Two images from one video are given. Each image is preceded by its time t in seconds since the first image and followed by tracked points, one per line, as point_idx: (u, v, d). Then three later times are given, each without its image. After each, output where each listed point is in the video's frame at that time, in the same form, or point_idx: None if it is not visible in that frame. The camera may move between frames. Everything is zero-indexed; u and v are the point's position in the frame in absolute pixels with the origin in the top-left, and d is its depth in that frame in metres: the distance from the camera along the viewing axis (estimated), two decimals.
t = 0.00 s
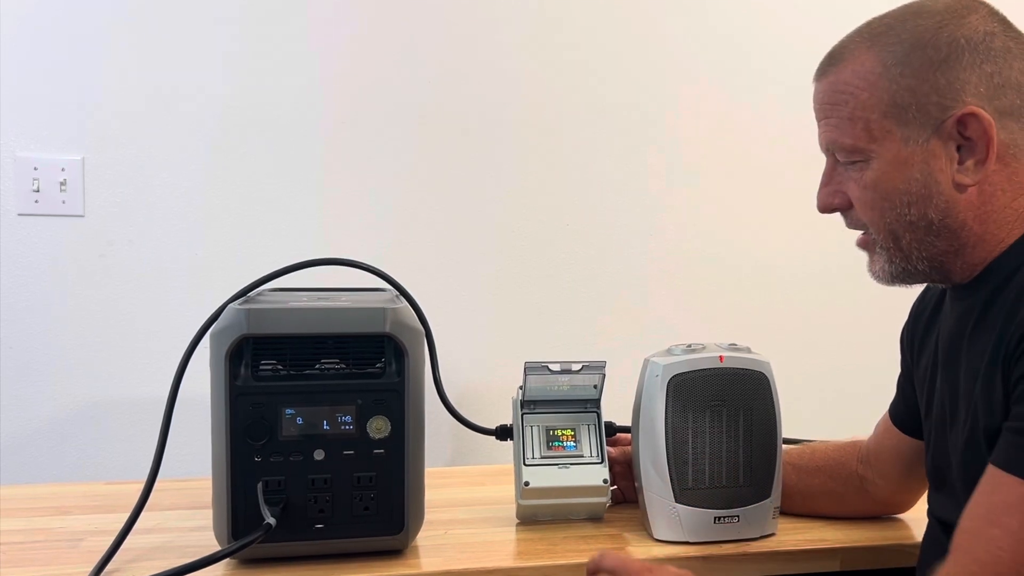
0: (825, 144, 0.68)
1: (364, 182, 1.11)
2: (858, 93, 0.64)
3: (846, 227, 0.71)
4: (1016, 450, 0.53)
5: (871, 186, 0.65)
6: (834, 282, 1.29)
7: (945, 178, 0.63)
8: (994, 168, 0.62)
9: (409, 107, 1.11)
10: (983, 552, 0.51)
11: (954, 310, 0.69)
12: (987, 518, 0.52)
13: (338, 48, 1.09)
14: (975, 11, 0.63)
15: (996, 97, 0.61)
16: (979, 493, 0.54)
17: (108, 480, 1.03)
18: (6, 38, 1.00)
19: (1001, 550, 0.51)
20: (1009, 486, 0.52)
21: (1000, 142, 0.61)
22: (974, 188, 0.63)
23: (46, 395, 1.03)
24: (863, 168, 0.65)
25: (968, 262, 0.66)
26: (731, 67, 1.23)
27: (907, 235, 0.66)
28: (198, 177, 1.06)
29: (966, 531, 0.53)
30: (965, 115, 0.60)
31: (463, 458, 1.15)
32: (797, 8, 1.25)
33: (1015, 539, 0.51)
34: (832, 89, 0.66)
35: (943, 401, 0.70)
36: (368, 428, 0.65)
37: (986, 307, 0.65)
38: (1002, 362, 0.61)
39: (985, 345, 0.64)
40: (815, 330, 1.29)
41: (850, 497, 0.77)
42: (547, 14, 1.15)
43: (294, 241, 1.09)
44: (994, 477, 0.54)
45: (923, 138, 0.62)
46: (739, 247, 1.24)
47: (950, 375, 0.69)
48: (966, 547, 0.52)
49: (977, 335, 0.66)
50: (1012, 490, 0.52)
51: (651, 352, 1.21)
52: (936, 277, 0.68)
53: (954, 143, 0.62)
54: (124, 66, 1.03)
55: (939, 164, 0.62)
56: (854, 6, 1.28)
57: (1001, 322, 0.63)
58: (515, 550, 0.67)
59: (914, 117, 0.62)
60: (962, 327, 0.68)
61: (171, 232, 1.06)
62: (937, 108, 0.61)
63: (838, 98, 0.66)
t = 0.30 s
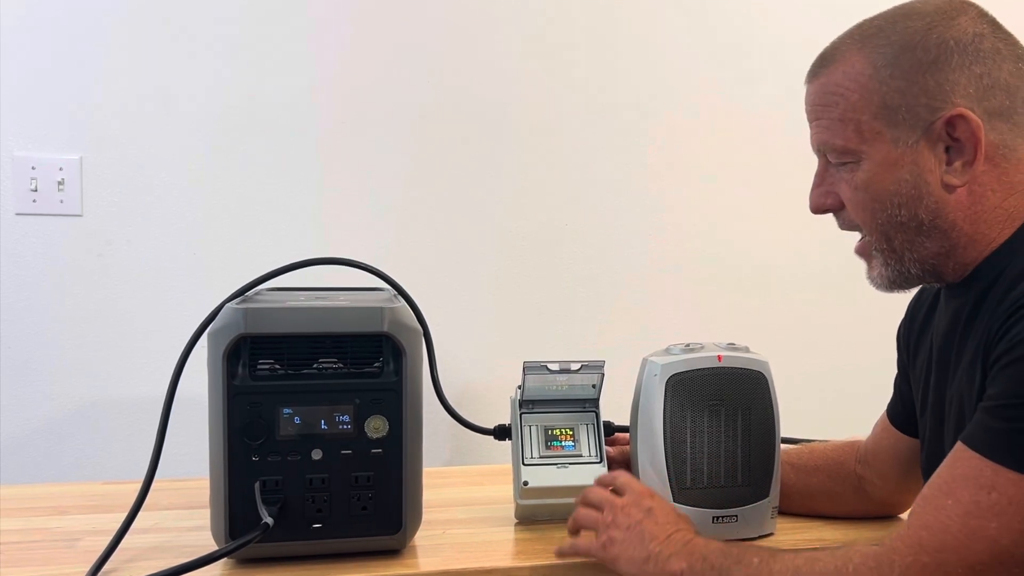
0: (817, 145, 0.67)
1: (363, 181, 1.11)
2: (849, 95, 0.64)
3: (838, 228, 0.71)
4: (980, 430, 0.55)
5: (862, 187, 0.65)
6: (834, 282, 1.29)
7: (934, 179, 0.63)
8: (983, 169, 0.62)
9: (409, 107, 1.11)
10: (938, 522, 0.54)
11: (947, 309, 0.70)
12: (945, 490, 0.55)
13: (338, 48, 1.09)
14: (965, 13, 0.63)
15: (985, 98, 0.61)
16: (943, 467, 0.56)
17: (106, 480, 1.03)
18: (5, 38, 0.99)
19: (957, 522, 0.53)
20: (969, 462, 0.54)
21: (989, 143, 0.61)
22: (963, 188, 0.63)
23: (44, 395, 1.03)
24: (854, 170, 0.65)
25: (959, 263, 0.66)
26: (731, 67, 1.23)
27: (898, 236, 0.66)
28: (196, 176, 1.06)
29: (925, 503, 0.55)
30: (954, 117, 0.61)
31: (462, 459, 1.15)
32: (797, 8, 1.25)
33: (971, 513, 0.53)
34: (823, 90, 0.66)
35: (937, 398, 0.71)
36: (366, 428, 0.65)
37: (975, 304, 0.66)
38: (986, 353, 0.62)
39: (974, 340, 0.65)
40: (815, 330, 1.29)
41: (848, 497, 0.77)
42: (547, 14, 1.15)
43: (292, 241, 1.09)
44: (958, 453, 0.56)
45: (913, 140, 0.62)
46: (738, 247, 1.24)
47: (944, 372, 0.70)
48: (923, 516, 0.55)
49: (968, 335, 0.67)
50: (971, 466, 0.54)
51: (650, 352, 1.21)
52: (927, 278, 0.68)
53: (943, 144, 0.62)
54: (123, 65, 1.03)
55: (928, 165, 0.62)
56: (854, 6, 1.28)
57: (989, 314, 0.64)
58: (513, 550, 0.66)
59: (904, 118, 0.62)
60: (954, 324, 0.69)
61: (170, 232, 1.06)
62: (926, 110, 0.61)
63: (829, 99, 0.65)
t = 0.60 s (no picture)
0: (811, 152, 0.67)
1: (363, 181, 1.10)
2: (842, 100, 0.64)
3: (833, 234, 0.70)
4: (979, 433, 0.55)
5: (860, 192, 0.64)
6: (834, 282, 1.29)
7: (933, 180, 0.62)
8: (980, 169, 0.62)
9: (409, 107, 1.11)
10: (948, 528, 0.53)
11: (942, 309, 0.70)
12: (950, 495, 0.54)
13: (337, 48, 1.09)
14: (955, 14, 0.64)
15: (979, 99, 0.62)
16: (945, 472, 0.56)
17: (106, 480, 1.03)
18: (4, 38, 0.99)
19: (962, 527, 0.53)
20: (970, 467, 0.54)
21: (986, 144, 0.61)
22: (961, 189, 0.63)
23: (42, 395, 1.03)
24: (851, 174, 0.65)
25: (956, 264, 0.66)
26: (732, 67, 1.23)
27: (896, 239, 0.65)
28: (196, 176, 1.06)
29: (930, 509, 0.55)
30: (951, 117, 0.60)
31: (461, 459, 1.15)
32: (798, 8, 1.25)
33: (976, 518, 0.53)
34: (816, 96, 0.66)
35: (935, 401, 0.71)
36: (366, 428, 0.65)
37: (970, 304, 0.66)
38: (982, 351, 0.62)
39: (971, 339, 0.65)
40: (815, 330, 1.29)
41: (847, 498, 0.77)
42: (547, 15, 1.15)
43: (292, 242, 1.09)
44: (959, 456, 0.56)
45: (910, 142, 0.62)
46: (738, 247, 1.24)
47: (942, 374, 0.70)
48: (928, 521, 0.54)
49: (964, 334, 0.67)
50: (974, 471, 0.54)
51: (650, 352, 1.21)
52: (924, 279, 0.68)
53: (940, 144, 0.62)
54: (121, 65, 1.03)
55: (926, 167, 0.62)
56: (854, 6, 1.28)
57: (986, 316, 0.64)
58: (513, 550, 0.66)
59: (900, 120, 0.61)
60: (950, 323, 0.69)
61: (169, 232, 1.06)
62: (922, 112, 0.61)
63: (823, 105, 0.65)
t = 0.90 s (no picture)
0: (832, 136, 0.65)
1: (362, 181, 1.10)
2: (874, 80, 0.62)
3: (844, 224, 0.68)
4: (1000, 438, 0.53)
5: (887, 177, 0.62)
6: (833, 282, 1.29)
7: (964, 167, 0.61)
8: (1007, 161, 0.61)
9: (409, 107, 1.11)
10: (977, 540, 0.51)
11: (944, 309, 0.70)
12: (979, 507, 0.52)
13: (337, 47, 1.09)
14: (977, 9, 0.63)
15: (1011, 87, 0.60)
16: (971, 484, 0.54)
17: (104, 479, 1.03)
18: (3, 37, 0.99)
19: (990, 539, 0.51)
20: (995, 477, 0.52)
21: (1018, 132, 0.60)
22: (987, 180, 0.62)
23: (41, 395, 1.03)
24: (878, 159, 0.62)
25: (969, 259, 0.65)
26: (731, 67, 1.23)
27: (920, 228, 0.63)
28: (195, 176, 1.06)
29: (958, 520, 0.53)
30: (985, 104, 0.59)
31: (460, 459, 1.15)
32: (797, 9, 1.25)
33: (1005, 529, 0.51)
34: (841, 78, 0.64)
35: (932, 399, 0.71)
36: (365, 428, 0.65)
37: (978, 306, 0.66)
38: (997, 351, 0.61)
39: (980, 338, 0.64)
40: (814, 331, 1.29)
41: (846, 498, 0.77)
42: (547, 14, 1.15)
43: (291, 241, 1.09)
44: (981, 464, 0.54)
45: (944, 127, 0.60)
46: (738, 247, 1.24)
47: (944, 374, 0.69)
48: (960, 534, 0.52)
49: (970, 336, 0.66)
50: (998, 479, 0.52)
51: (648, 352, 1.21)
52: (938, 273, 0.66)
53: (972, 132, 0.60)
54: (120, 65, 1.03)
55: (956, 154, 0.60)
56: (853, 6, 1.28)
57: (994, 318, 0.63)
58: (512, 550, 0.66)
59: (936, 104, 0.60)
60: (954, 323, 0.68)
61: (168, 232, 1.06)
62: (957, 97, 0.59)
63: (850, 85, 0.63)
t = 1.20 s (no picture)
0: (889, 114, 0.63)
1: (362, 181, 1.10)
2: (933, 57, 0.62)
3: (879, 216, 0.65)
4: None
5: (952, 155, 0.61)
6: (831, 283, 1.29)
7: (1011, 152, 0.63)
8: None
9: (409, 107, 1.11)
10: None
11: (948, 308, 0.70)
12: None
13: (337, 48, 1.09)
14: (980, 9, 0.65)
15: None
16: None
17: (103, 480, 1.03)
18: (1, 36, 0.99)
19: None
20: None
21: None
22: None
23: (40, 395, 1.03)
24: (942, 136, 0.61)
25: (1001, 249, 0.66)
26: (730, 67, 1.23)
27: (978, 211, 0.62)
28: (194, 176, 1.06)
29: None
30: None
31: (459, 459, 1.15)
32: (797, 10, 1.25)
33: None
34: (895, 55, 0.63)
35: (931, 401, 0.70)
36: (363, 428, 0.65)
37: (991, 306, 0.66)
38: None
39: (1003, 333, 0.64)
40: (813, 331, 1.29)
41: (845, 498, 0.77)
42: (547, 14, 1.15)
43: (290, 241, 1.09)
44: None
45: (995, 110, 0.62)
46: (738, 247, 1.24)
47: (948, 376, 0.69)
48: None
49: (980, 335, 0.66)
50: None
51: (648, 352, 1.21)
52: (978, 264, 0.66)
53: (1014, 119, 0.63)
54: (120, 65, 1.03)
55: (1004, 139, 0.63)
56: (852, 6, 1.28)
57: None
58: (511, 550, 0.66)
59: (988, 86, 0.62)
60: (957, 324, 0.69)
61: (167, 232, 1.05)
62: (1005, 82, 0.63)
63: (909, 63, 0.62)
